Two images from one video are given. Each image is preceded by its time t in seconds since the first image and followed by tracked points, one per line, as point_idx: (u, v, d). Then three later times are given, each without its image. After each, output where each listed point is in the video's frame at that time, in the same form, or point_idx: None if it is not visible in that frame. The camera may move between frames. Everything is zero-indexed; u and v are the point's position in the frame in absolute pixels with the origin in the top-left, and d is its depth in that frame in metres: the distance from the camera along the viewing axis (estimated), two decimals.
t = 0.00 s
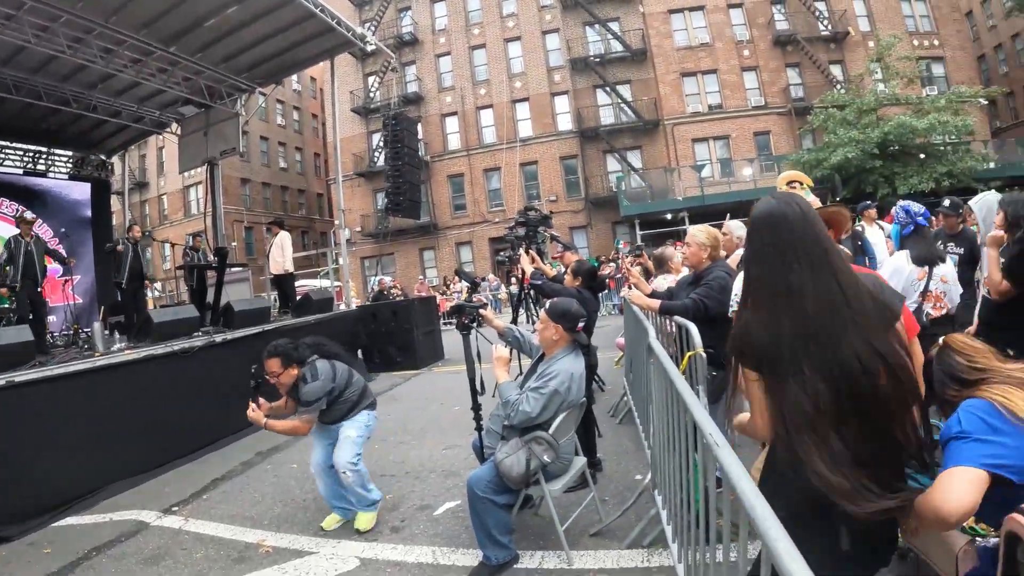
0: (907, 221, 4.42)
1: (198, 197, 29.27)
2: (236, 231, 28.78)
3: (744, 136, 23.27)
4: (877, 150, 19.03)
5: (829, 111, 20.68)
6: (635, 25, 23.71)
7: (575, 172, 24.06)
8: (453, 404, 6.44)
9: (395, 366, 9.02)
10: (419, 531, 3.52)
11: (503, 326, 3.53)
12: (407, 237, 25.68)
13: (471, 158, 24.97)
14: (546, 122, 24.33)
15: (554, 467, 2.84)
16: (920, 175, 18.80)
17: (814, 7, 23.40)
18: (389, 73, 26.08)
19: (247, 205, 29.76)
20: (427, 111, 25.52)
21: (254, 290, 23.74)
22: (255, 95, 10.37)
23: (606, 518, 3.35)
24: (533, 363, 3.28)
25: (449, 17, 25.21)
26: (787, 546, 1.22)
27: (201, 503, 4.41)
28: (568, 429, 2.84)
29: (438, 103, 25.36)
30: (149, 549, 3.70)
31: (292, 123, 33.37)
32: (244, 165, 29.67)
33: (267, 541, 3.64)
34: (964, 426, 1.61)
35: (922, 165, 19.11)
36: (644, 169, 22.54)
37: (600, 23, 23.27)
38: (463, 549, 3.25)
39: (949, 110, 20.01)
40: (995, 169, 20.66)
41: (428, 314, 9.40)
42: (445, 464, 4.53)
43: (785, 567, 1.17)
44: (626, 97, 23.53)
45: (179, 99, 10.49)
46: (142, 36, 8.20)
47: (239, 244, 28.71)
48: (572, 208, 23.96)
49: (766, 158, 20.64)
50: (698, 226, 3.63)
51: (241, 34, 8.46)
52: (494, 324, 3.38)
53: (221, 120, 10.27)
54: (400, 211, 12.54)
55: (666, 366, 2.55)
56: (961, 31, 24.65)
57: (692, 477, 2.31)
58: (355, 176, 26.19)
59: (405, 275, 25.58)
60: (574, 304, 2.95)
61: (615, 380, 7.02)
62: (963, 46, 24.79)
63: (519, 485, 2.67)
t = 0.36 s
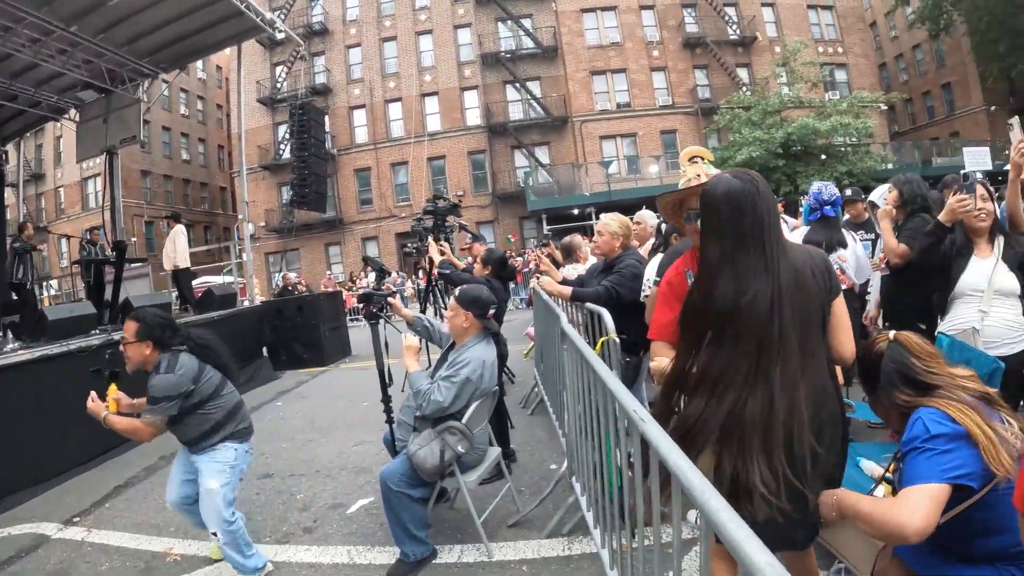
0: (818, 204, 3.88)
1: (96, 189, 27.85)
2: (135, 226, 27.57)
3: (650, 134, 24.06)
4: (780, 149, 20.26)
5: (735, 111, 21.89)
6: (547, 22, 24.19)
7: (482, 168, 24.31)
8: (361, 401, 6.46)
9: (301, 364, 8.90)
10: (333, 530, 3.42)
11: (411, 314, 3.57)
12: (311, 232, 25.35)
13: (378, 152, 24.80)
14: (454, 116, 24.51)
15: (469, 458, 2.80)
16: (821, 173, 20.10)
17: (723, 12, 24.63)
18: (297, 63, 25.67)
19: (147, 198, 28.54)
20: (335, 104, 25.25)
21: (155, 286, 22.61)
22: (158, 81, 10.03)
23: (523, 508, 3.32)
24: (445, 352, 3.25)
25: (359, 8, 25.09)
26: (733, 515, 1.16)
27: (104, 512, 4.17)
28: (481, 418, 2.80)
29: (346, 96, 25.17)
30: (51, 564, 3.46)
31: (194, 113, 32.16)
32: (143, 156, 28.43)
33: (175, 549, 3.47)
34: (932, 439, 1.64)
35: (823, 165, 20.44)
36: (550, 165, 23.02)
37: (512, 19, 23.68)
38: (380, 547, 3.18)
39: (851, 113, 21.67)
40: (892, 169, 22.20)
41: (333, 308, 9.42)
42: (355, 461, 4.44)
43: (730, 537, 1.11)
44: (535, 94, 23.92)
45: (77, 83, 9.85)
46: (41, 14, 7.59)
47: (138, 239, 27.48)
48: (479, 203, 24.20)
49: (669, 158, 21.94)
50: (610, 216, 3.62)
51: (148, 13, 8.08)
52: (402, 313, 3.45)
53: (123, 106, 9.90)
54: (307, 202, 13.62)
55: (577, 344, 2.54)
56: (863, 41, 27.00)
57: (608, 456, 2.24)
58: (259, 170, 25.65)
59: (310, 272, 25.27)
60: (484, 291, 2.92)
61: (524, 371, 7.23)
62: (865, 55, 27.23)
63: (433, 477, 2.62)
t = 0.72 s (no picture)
0: (744, 203, 4.00)
1: None
2: (34, 220, 26.42)
3: (563, 132, 24.58)
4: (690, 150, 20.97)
5: (648, 112, 22.55)
6: (463, 18, 24.40)
7: (394, 163, 24.33)
8: (270, 400, 6.94)
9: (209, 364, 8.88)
10: (242, 537, 3.56)
11: (320, 308, 3.97)
12: (218, 227, 25.21)
13: (287, 145, 24.83)
14: (366, 110, 24.54)
15: (379, 455, 3.04)
16: (728, 175, 20.96)
17: (639, 14, 25.14)
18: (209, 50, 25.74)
19: (48, 190, 27.42)
20: (246, 94, 25.33)
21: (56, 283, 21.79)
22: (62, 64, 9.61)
23: (440, 506, 3.41)
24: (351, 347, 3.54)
25: None
26: (670, 498, 1.11)
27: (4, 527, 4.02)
28: (391, 414, 3.07)
29: (256, 86, 25.18)
30: None
31: (101, 101, 30.97)
32: (45, 146, 27.30)
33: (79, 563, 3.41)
34: (923, 431, 1.82)
35: (731, 166, 21.23)
36: (460, 161, 23.31)
37: (429, 13, 23.85)
38: (291, 553, 3.30)
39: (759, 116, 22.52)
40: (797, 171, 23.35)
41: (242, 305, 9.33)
42: (264, 463, 4.78)
43: (670, 518, 1.06)
44: (448, 90, 24.19)
45: None
46: None
47: (39, 234, 26.37)
48: (390, 198, 24.26)
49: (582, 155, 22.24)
50: (524, 204, 3.85)
51: None
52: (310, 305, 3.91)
53: (24, 90, 9.53)
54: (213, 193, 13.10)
55: (493, 337, 2.53)
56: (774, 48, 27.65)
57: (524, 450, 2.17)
58: (165, 161, 25.71)
59: (218, 269, 25.16)
60: (393, 282, 3.22)
61: (435, 367, 7.55)
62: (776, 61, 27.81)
63: (343, 474, 2.82)
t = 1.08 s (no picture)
0: (690, 203, 4.03)
1: None
2: None
3: (515, 132, 24.58)
4: (642, 150, 21.12)
5: (600, 111, 22.72)
6: (416, 17, 24.37)
7: (345, 164, 24.15)
8: (223, 409, 6.85)
9: (159, 373, 8.67)
10: (197, 556, 3.51)
11: (267, 319, 4.10)
12: (168, 231, 24.72)
13: (238, 146, 24.46)
14: (318, 111, 24.26)
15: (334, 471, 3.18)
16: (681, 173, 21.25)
17: (591, 14, 25.33)
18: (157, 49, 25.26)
19: None
20: (195, 94, 24.77)
21: None
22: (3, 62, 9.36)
23: (397, 520, 3.49)
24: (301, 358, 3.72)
25: None
26: (627, 538, 1.07)
27: None
28: (343, 428, 3.23)
29: (206, 86, 24.71)
30: None
31: (46, 101, 29.95)
32: None
33: None
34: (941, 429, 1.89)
35: (683, 165, 21.63)
36: (413, 162, 23.21)
37: (380, 12, 23.76)
38: (248, 571, 3.30)
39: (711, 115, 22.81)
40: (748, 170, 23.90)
41: (189, 312, 9.32)
42: (218, 478, 4.73)
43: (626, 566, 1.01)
44: (401, 89, 24.10)
45: None
46: None
47: None
48: (342, 200, 24.08)
49: (535, 155, 22.31)
50: (474, 210, 3.90)
51: None
52: (257, 317, 4.04)
53: None
54: (161, 198, 12.89)
55: (445, 349, 2.50)
56: (726, 48, 28.05)
57: (481, 462, 2.10)
58: (113, 164, 25.08)
59: (168, 274, 24.70)
60: (341, 293, 3.39)
61: (389, 372, 7.59)
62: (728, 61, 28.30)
63: (296, 490, 2.95)
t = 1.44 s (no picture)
0: (652, 220, 4.08)
1: None
2: None
3: (484, 143, 24.70)
4: (611, 160, 21.53)
5: (569, 121, 22.87)
6: (385, 31, 24.43)
7: (315, 178, 24.05)
8: (195, 430, 6.74)
9: (129, 395, 8.50)
10: None
11: (235, 342, 4.17)
12: (137, 248, 24.36)
13: (206, 161, 24.22)
14: (287, 125, 24.13)
15: (307, 493, 3.30)
16: (650, 182, 21.50)
17: (559, 26, 25.58)
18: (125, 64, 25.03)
19: None
20: (163, 109, 24.45)
21: None
22: None
23: (374, 539, 3.52)
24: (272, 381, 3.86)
25: (194, 8, 24.67)
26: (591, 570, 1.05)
27: None
28: (315, 450, 3.36)
29: (174, 100, 24.44)
30: None
31: (12, 117, 29.39)
32: None
33: None
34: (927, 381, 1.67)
35: (653, 173, 21.84)
36: (384, 175, 23.13)
37: (349, 26, 23.79)
38: None
39: (679, 124, 22.94)
40: (717, 177, 24.24)
41: (159, 331, 9.04)
42: (192, 501, 4.67)
43: None
44: (370, 102, 24.06)
45: None
46: None
47: None
48: (312, 214, 23.95)
49: (505, 166, 22.40)
50: (441, 228, 3.94)
51: None
52: (225, 340, 4.08)
53: None
54: (129, 216, 12.72)
55: (416, 373, 2.51)
56: (693, 57, 28.50)
57: (453, 484, 2.09)
58: (80, 180, 24.70)
59: (138, 291, 24.33)
60: (310, 316, 3.55)
61: (361, 390, 7.54)
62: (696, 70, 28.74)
63: (270, 514, 3.07)
